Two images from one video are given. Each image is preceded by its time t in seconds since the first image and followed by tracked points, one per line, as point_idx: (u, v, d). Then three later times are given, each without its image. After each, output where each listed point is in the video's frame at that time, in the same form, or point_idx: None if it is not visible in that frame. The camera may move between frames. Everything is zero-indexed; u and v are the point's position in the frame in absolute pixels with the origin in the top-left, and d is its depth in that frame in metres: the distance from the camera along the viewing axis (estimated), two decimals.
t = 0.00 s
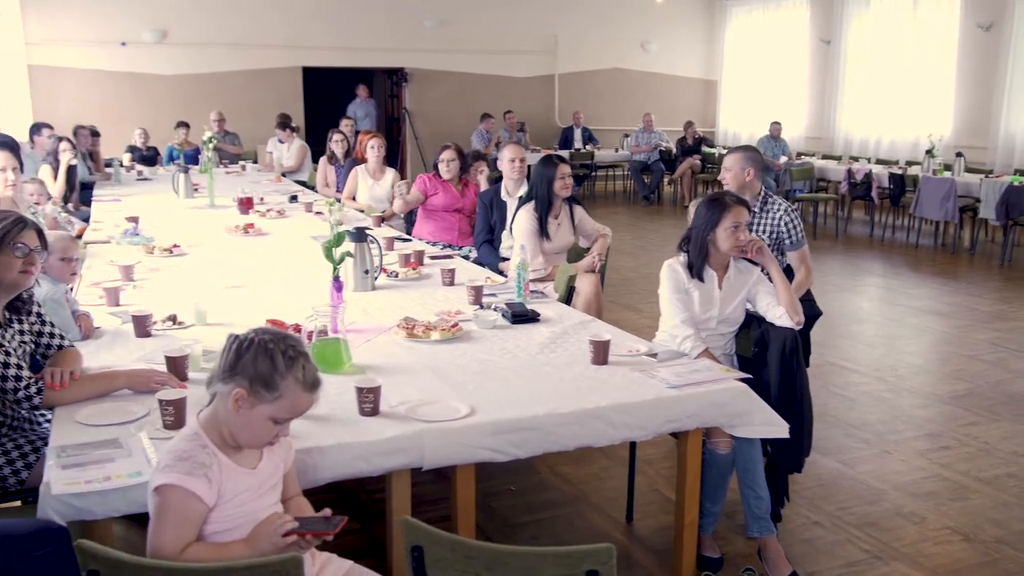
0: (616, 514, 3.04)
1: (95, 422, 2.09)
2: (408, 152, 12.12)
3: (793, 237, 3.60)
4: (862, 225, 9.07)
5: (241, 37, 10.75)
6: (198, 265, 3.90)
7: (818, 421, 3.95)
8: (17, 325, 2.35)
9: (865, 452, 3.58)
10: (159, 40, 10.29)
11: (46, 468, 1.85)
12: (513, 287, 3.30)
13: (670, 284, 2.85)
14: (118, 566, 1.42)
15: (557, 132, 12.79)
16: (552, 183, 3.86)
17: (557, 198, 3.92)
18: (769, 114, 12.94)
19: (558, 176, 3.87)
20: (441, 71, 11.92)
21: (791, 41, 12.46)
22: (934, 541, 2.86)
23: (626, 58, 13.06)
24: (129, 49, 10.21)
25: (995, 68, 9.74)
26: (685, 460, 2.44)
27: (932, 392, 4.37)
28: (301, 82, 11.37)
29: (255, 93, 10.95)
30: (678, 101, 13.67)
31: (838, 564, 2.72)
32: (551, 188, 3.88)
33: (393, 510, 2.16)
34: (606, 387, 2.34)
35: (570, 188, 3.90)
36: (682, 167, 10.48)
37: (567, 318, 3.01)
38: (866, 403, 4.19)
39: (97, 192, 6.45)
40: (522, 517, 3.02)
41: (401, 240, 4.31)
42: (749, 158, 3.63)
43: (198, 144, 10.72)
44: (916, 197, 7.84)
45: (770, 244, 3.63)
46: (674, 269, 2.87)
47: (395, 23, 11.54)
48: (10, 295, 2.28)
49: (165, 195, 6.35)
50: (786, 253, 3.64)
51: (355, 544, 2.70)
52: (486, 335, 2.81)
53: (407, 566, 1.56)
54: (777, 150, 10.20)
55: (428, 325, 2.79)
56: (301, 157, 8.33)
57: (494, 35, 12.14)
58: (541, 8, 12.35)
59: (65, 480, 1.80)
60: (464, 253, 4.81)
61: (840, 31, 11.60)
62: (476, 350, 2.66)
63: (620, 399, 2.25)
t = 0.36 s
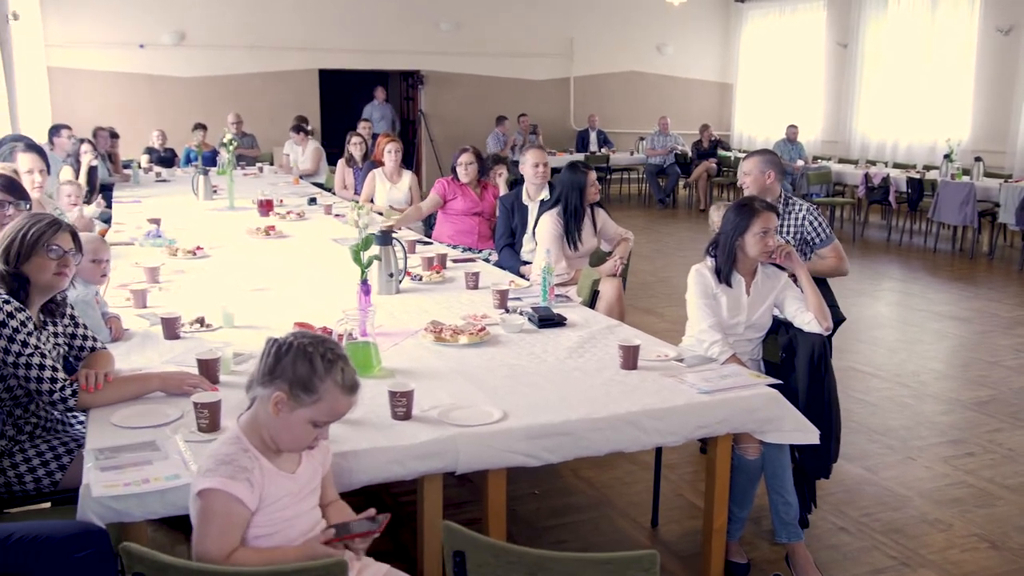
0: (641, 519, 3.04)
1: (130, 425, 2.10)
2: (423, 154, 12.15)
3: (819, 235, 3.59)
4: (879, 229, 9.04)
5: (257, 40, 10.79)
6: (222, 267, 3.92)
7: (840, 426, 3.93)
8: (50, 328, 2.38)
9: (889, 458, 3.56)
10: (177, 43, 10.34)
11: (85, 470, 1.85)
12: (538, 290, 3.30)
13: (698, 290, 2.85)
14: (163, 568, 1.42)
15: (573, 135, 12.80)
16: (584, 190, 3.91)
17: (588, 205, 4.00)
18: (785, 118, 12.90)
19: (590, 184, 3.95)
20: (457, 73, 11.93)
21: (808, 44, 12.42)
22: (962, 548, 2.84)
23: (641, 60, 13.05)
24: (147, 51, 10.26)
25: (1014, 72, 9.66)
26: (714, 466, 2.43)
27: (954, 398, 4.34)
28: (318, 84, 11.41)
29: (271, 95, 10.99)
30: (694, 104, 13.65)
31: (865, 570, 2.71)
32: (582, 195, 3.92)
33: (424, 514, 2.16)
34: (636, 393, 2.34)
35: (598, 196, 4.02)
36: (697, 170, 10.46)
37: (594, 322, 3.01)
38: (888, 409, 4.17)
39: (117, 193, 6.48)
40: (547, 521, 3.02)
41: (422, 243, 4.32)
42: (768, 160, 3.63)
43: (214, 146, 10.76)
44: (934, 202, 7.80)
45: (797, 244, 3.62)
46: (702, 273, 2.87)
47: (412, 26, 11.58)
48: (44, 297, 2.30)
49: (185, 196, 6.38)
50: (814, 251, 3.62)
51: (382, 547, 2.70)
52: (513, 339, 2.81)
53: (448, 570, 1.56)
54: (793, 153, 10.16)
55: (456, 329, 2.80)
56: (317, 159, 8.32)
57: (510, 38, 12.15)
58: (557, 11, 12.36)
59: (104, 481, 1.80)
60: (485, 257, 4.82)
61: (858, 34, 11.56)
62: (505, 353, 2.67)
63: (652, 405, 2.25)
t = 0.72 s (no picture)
0: (659, 518, 3.04)
1: (156, 422, 2.10)
2: (432, 153, 12.15)
3: (833, 238, 3.59)
4: (889, 228, 9.02)
5: (266, 38, 10.81)
6: (237, 266, 3.92)
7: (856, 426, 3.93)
8: (75, 325, 2.38)
9: (905, 458, 3.56)
10: (188, 41, 10.35)
11: (114, 467, 1.85)
12: (556, 290, 3.31)
13: (718, 289, 2.85)
14: (197, 565, 1.43)
15: (582, 134, 12.80)
16: (598, 191, 3.90)
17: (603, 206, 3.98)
18: (794, 118, 12.89)
19: (604, 185, 3.93)
20: (466, 72, 11.93)
21: (818, 43, 12.39)
22: (982, 549, 2.83)
23: (650, 60, 13.04)
24: (157, 49, 10.27)
25: None
26: (735, 465, 2.43)
27: (969, 398, 4.33)
28: (327, 82, 11.42)
29: (281, 94, 11.00)
30: (702, 104, 13.64)
31: (885, 570, 2.70)
32: (596, 196, 3.91)
33: (447, 514, 2.17)
34: (659, 393, 2.34)
35: (614, 196, 3.98)
36: (706, 169, 10.46)
37: (613, 321, 3.01)
38: (903, 409, 4.16)
39: (129, 191, 6.49)
40: (566, 520, 3.02)
41: (437, 242, 4.32)
42: (782, 164, 3.63)
43: (224, 144, 10.78)
44: (945, 202, 7.78)
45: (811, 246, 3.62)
46: (722, 273, 2.87)
47: (422, 24, 11.58)
48: (69, 294, 2.31)
49: (196, 195, 6.39)
50: (828, 253, 3.62)
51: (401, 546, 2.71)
52: (533, 338, 2.82)
53: (480, 568, 1.56)
54: (803, 153, 10.14)
55: (476, 328, 2.80)
56: (321, 159, 8.05)
57: (519, 36, 12.15)
58: (567, 10, 12.36)
59: (134, 479, 1.80)
60: (498, 256, 4.82)
61: (868, 34, 11.54)
62: (526, 353, 2.68)
63: (676, 404, 2.25)
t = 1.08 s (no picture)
0: (676, 519, 3.04)
1: (180, 422, 2.10)
2: (439, 153, 12.15)
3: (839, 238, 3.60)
4: (899, 229, 9.00)
5: (275, 38, 10.82)
6: (252, 266, 3.93)
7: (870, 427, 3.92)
8: (98, 325, 2.38)
9: (921, 460, 3.55)
10: (196, 41, 10.37)
11: (141, 467, 1.85)
12: (573, 291, 3.31)
13: (737, 290, 2.85)
14: (231, 566, 1.44)
15: (589, 134, 12.80)
16: (609, 192, 3.90)
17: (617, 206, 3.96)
18: (802, 119, 12.87)
19: (615, 185, 3.90)
20: (474, 72, 11.94)
21: (826, 43, 12.37)
22: (1001, 551, 2.83)
23: (658, 60, 13.02)
24: (166, 49, 10.28)
25: None
26: (756, 467, 2.43)
27: (983, 400, 4.33)
28: (335, 83, 11.43)
29: (289, 93, 11.01)
30: (710, 104, 13.62)
31: (905, 572, 2.70)
32: (608, 197, 3.91)
33: (469, 514, 2.17)
34: (681, 394, 2.34)
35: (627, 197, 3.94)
36: (714, 170, 10.45)
37: (630, 322, 3.01)
38: (917, 410, 4.16)
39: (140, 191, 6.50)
40: (583, 521, 3.02)
41: (450, 242, 4.32)
42: (802, 163, 3.64)
43: (233, 144, 10.80)
44: (955, 202, 7.76)
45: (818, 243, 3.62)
46: (740, 274, 2.87)
47: (429, 24, 11.59)
48: (92, 294, 2.32)
49: (207, 195, 6.40)
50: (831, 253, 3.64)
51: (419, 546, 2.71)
52: (552, 339, 2.82)
53: (510, 570, 1.56)
54: (812, 154, 10.12)
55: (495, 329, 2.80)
56: (329, 159, 7.93)
57: (527, 37, 12.15)
58: (575, 10, 12.36)
59: (162, 480, 1.80)
60: (511, 257, 4.82)
61: (877, 34, 11.52)
62: (545, 353, 2.68)
63: (698, 405, 2.25)
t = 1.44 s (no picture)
0: (693, 519, 3.03)
1: (203, 422, 2.10)
2: (447, 153, 12.14)
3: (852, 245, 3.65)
4: (908, 229, 8.98)
5: (284, 38, 10.83)
6: (266, 266, 3.93)
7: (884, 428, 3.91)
8: (118, 325, 2.38)
9: (937, 461, 3.54)
10: (205, 41, 10.38)
11: (166, 467, 1.85)
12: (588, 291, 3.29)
13: (754, 291, 2.84)
14: (260, 567, 1.43)
15: (597, 134, 12.79)
16: (610, 187, 3.89)
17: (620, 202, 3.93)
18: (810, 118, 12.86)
19: (615, 180, 3.87)
20: (482, 71, 11.93)
21: (834, 42, 12.35)
22: (1020, 553, 2.82)
23: (666, 59, 13.00)
24: (175, 49, 10.29)
25: None
26: (776, 468, 2.43)
27: (997, 400, 4.31)
28: (343, 83, 11.43)
29: (297, 92, 11.02)
30: (718, 103, 13.60)
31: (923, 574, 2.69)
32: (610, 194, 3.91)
33: (490, 515, 2.16)
34: (701, 395, 2.34)
35: (630, 193, 3.88)
36: (723, 169, 10.43)
37: (647, 322, 3.01)
38: (931, 411, 4.14)
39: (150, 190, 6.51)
40: (600, 521, 3.02)
41: (463, 241, 4.32)
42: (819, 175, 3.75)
43: (241, 144, 10.81)
44: (966, 202, 7.74)
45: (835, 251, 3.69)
46: (758, 275, 2.85)
47: (437, 24, 11.58)
48: (112, 294, 2.32)
49: (217, 194, 6.40)
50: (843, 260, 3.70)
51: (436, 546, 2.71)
52: (569, 339, 2.82)
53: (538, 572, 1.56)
54: (821, 153, 10.10)
55: (512, 329, 2.80)
56: (338, 159, 7.90)
57: (534, 36, 12.14)
58: (583, 9, 12.34)
59: (187, 480, 1.80)
60: (524, 257, 4.82)
61: (885, 34, 11.51)
62: (563, 354, 2.68)
63: (720, 406, 2.24)
